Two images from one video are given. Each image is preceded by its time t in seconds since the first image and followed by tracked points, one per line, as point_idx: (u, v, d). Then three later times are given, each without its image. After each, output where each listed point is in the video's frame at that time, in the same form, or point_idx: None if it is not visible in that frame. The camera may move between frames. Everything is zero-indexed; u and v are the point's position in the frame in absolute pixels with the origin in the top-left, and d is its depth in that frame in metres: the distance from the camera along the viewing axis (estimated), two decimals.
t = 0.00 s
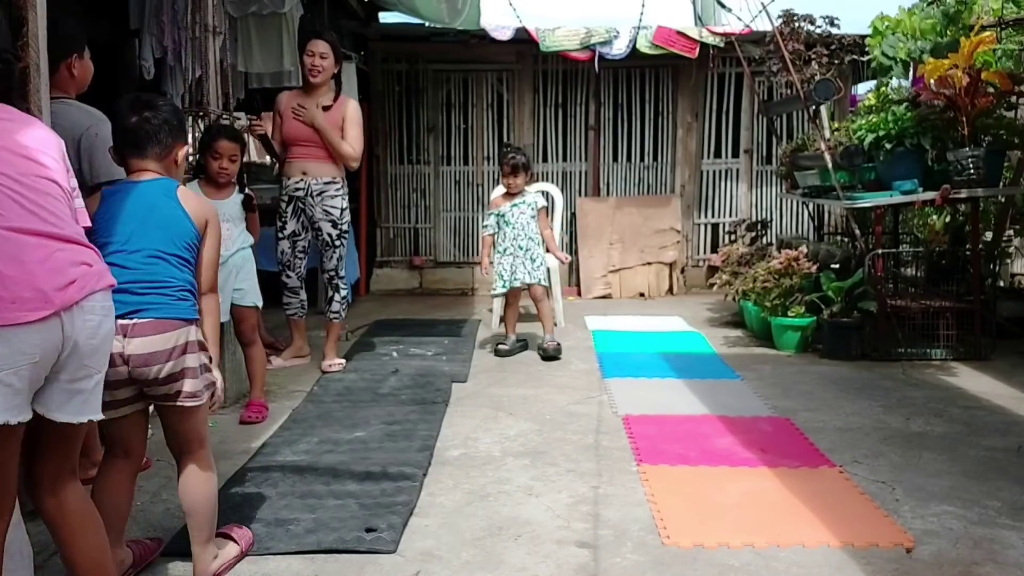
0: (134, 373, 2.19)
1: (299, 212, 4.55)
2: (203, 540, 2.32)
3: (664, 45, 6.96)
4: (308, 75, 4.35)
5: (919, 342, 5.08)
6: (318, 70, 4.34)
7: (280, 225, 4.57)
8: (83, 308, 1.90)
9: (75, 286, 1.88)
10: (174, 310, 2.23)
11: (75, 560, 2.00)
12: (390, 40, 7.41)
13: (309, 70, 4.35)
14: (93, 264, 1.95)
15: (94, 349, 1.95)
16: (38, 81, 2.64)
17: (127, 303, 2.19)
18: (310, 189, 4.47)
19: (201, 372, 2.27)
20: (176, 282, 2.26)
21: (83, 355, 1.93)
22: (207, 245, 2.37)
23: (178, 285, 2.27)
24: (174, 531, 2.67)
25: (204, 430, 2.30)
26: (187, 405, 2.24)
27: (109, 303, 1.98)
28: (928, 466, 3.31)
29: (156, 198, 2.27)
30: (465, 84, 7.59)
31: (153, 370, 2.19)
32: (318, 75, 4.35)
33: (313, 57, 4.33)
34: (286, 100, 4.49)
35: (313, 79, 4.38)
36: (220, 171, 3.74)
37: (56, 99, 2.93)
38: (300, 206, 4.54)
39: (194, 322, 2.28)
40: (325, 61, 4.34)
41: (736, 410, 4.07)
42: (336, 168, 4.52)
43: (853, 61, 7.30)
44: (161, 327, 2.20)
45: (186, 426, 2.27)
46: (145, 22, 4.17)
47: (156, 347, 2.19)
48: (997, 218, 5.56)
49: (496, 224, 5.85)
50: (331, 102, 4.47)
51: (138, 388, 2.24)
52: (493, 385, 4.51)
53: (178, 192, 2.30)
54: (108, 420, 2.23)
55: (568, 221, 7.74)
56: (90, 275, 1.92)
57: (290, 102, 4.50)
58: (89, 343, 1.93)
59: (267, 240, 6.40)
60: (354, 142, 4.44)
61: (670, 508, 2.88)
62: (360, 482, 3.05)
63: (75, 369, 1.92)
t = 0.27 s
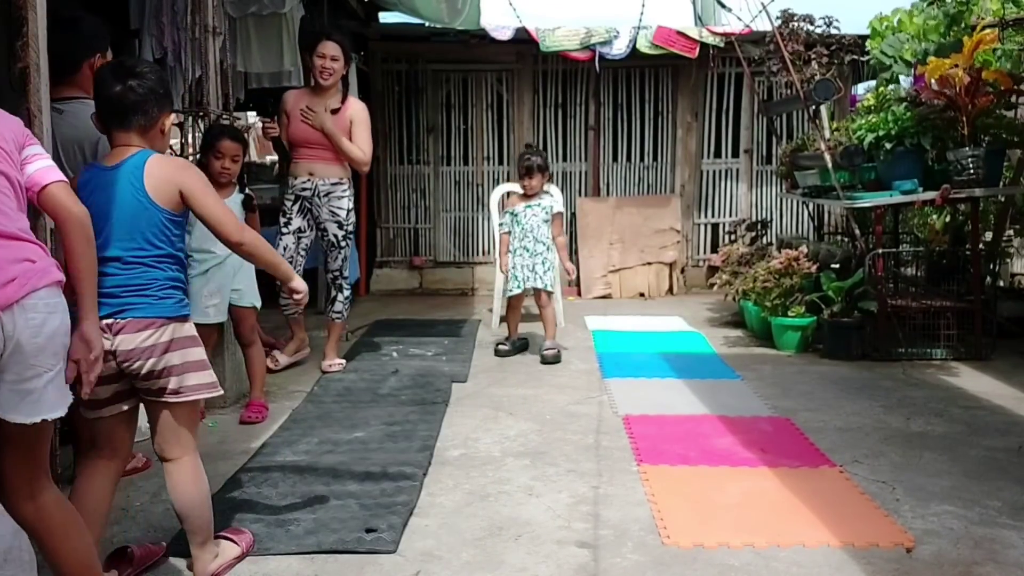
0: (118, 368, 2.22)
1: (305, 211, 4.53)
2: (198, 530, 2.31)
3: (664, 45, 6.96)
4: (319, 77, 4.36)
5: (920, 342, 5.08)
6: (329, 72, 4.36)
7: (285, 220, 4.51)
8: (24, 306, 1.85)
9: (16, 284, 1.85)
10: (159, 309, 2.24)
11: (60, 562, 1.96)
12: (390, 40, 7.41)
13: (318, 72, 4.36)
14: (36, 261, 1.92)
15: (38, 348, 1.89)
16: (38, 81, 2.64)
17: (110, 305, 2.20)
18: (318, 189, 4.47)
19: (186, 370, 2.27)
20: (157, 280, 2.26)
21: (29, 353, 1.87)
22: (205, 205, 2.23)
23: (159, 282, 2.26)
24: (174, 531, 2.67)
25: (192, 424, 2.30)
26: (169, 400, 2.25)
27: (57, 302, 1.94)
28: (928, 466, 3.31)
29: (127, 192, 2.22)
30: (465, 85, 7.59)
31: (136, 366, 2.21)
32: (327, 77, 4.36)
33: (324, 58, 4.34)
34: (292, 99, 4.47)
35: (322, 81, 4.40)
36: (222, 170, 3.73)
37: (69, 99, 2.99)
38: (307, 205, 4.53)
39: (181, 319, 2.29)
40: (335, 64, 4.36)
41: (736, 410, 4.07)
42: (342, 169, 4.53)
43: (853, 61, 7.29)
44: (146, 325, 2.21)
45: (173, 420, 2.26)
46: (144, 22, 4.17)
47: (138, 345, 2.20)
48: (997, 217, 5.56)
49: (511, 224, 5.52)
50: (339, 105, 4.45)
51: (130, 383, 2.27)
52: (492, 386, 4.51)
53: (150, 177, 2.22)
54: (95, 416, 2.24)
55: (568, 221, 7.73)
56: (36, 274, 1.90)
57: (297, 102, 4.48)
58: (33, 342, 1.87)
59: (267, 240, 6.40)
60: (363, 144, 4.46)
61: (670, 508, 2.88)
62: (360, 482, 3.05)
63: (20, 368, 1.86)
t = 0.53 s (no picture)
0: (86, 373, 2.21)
1: (306, 210, 4.48)
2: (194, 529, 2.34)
3: (664, 45, 6.96)
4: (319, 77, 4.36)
5: (920, 342, 5.08)
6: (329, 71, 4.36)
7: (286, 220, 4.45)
8: None
9: None
10: (122, 313, 2.23)
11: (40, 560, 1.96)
12: (389, 40, 7.41)
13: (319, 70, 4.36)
14: (8, 270, 1.88)
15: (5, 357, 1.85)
16: (38, 81, 2.64)
17: (74, 311, 2.19)
18: (318, 189, 4.46)
19: (158, 375, 2.25)
20: (120, 282, 2.24)
21: None
22: (155, 219, 2.18)
23: (122, 285, 2.24)
24: (175, 531, 2.67)
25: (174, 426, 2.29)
26: (142, 408, 2.22)
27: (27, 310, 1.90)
28: (928, 466, 3.31)
29: (87, 194, 2.21)
30: (465, 85, 7.59)
31: (105, 372, 2.20)
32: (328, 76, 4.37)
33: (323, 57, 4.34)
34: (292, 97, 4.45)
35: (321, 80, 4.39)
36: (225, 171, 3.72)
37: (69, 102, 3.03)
38: (307, 205, 4.49)
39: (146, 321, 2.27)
40: (335, 63, 4.37)
41: (735, 410, 4.07)
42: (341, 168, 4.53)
43: (853, 60, 7.29)
44: (111, 331, 2.20)
45: (159, 425, 2.26)
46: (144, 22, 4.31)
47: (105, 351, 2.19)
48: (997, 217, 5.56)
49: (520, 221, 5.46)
50: (341, 105, 4.46)
51: (100, 393, 2.23)
52: (492, 386, 4.51)
53: (109, 177, 2.20)
54: (65, 425, 2.22)
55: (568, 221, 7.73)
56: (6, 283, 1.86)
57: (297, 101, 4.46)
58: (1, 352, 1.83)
59: (267, 240, 6.40)
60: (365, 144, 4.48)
61: (670, 508, 2.88)
62: (361, 483, 3.05)
63: None
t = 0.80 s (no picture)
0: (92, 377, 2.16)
1: (301, 208, 4.45)
2: (191, 532, 2.25)
3: (664, 45, 6.96)
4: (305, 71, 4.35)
5: (919, 342, 5.08)
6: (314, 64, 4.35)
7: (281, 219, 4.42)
8: None
9: None
10: (129, 315, 2.17)
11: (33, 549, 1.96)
12: (390, 40, 7.41)
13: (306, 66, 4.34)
14: None
15: None
16: (38, 80, 2.63)
17: (80, 311, 2.16)
18: (313, 187, 4.45)
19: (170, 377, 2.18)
20: (127, 284, 2.19)
21: None
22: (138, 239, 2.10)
23: (129, 286, 2.19)
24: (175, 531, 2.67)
25: (193, 421, 2.24)
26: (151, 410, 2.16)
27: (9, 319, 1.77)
28: (928, 465, 3.31)
29: (93, 195, 2.16)
30: (465, 85, 7.59)
31: (113, 375, 2.15)
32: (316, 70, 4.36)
33: (308, 51, 4.32)
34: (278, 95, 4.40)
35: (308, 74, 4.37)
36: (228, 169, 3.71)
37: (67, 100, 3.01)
38: (301, 202, 4.46)
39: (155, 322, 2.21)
40: (320, 56, 4.35)
41: (736, 410, 4.07)
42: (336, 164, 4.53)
43: (853, 60, 7.29)
44: (117, 333, 2.15)
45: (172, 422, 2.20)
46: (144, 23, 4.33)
47: (111, 355, 2.14)
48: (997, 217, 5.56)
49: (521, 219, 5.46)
50: (331, 97, 4.47)
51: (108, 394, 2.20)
52: (492, 386, 4.51)
53: (112, 179, 2.15)
54: (75, 427, 2.21)
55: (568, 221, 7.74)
56: None
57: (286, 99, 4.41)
58: None
59: (267, 240, 6.41)
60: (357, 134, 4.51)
61: (670, 508, 2.88)
62: (361, 483, 3.05)
63: None
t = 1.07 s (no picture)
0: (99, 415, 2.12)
1: (297, 206, 4.48)
2: (190, 544, 2.18)
3: (664, 45, 6.96)
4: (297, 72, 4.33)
5: (919, 342, 5.08)
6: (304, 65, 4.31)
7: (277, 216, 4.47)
8: None
9: None
10: (137, 348, 2.12)
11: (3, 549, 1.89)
12: (389, 40, 7.42)
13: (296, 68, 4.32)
14: None
15: None
16: (38, 81, 2.63)
17: (92, 342, 2.12)
18: (309, 186, 4.46)
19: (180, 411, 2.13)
20: (146, 321, 2.16)
21: None
22: (217, 304, 2.20)
23: (148, 324, 2.16)
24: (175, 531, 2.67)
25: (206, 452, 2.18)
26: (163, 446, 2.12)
27: None
28: (928, 465, 3.31)
29: (153, 246, 2.22)
30: (465, 85, 7.59)
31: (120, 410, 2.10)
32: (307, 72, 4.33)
33: (297, 53, 4.28)
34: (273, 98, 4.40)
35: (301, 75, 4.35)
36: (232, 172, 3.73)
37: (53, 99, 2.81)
38: (298, 201, 4.48)
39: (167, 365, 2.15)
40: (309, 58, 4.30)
41: (736, 410, 4.07)
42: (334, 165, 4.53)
43: (853, 60, 7.30)
44: (122, 364, 2.09)
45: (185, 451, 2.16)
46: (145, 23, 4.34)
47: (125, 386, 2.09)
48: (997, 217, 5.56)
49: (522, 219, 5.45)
50: (326, 97, 4.44)
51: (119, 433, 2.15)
52: (492, 386, 4.51)
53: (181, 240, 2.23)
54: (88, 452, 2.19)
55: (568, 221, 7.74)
56: None
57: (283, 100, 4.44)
58: None
59: (267, 240, 6.41)
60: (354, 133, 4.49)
61: (670, 508, 2.88)
62: (361, 483, 3.05)
63: None
